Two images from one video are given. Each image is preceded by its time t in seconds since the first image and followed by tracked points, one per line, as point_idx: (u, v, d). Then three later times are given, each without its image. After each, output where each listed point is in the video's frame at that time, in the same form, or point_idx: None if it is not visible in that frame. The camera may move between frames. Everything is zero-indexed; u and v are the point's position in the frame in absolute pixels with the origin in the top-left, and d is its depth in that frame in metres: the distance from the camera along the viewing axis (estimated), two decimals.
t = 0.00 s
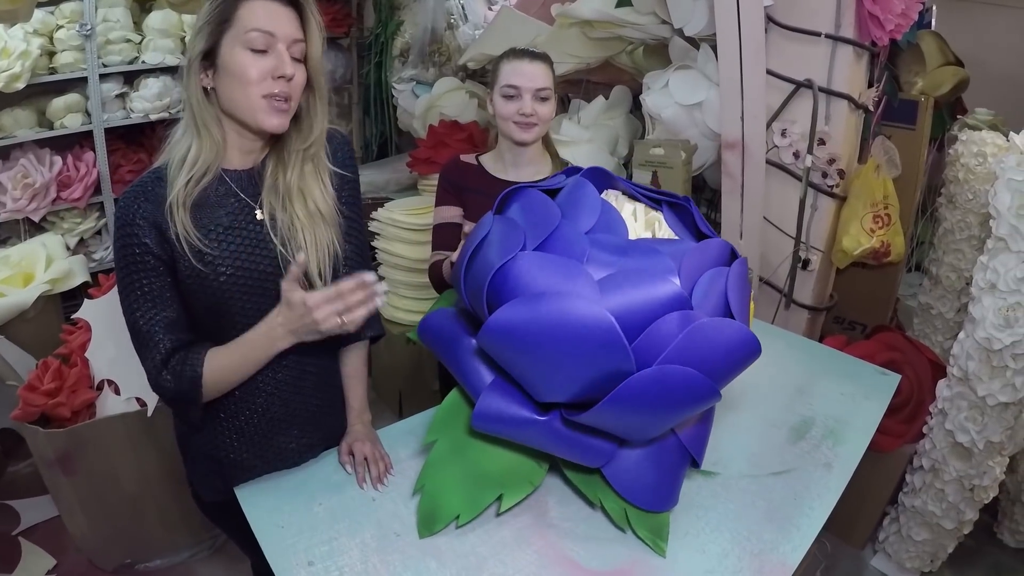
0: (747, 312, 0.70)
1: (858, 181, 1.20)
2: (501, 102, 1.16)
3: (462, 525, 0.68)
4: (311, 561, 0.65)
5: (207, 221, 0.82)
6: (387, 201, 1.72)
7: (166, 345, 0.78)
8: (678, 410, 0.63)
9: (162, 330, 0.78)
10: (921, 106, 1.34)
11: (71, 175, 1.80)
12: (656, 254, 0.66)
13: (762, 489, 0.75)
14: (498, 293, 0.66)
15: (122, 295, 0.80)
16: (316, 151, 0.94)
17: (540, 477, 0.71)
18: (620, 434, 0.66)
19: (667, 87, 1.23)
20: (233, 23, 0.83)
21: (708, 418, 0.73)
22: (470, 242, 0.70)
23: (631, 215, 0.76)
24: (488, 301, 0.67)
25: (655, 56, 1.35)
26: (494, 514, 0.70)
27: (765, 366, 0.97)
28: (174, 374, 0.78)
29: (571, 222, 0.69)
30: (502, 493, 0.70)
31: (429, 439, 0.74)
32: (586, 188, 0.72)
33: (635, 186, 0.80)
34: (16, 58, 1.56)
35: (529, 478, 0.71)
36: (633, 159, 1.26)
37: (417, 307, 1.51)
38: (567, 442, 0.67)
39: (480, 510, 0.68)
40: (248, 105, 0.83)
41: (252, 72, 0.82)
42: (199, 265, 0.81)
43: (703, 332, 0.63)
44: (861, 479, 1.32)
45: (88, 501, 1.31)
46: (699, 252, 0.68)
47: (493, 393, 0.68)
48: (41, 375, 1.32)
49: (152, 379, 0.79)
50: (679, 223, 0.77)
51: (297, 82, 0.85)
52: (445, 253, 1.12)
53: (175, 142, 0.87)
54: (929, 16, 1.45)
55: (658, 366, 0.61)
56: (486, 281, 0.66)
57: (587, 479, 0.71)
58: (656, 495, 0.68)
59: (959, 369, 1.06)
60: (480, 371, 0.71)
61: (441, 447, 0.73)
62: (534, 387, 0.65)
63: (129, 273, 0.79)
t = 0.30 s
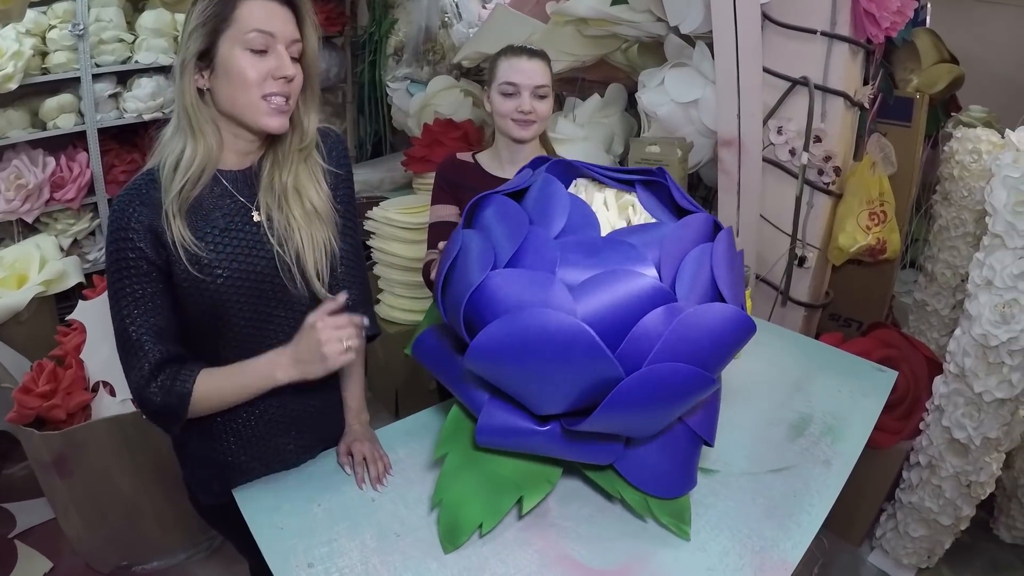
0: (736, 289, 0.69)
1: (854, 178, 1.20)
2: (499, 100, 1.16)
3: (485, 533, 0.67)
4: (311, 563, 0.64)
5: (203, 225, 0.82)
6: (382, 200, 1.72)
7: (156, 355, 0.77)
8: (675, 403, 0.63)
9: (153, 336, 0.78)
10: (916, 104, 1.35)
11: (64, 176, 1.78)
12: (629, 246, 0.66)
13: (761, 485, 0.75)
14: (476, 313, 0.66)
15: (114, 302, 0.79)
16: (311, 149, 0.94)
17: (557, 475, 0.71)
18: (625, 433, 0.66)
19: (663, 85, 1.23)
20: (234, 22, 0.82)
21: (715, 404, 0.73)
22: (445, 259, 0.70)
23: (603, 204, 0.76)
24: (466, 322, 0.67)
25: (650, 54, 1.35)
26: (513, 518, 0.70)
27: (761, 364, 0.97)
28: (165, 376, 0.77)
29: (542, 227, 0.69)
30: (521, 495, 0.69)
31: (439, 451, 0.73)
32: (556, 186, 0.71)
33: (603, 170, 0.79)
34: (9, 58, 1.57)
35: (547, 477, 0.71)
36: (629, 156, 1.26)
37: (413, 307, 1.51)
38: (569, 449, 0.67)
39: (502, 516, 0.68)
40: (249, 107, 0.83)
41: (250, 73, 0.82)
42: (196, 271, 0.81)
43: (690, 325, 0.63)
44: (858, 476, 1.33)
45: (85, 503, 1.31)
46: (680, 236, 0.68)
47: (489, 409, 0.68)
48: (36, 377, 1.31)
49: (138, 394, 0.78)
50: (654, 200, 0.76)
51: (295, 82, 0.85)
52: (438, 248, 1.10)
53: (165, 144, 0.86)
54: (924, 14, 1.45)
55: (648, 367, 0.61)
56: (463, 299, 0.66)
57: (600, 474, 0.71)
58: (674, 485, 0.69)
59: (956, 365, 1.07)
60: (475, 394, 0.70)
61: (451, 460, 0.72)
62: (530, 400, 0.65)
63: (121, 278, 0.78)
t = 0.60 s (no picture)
0: (723, 279, 0.69)
1: (850, 174, 1.21)
2: (494, 97, 1.15)
3: (487, 554, 0.64)
4: (308, 566, 0.64)
5: (193, 226, 0.81)
6: (377, 199, 1.71)
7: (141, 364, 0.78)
8: (666, 398, 0.62)
9: (136, 349, 0.78)
10: (912, 100, 1.35)
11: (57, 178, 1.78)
12: (611, 245, 0.65)
13: (761, 484, 0.75)
14: (459, 320, 0.65)
15: (100, 307, 0.78)
16: (304, 146, 0.92)
17: (559, 490, 0.69)
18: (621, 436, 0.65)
19: (657, 81, 1.22)
20: (202, 17, 0.81)
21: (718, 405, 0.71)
22: (430, 273, 0.70)
23: (582, 210, 0.75)
24: (451, 332, 0.66)
25: (644, 51, 1.34)
26: (516, 535, 0.67)
27: (758, 361, 0.97)
28: (147, 383, 0.79)
29: (522, 234, 0.68)
30: (523, 512, 0.67)
31: (434, 476, 0.72)
32: (534, 195, 0.71)
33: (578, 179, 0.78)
34: None
35: (549, 492, 0.69)
36: (624, 153, 1.25)
37: (408, 306, 1.51)
38: (565, 458, 0.66)
39: (503, 535, 0.65)
40: (219, 99, 0.81)
41: (221, 65, 0.80)
42: (186, 272, 0.80)
43: (676, 316, 0.62)
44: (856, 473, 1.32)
45: (80, 507, 1.30)
46: (663, 231, 0.67)
47: (482, 426, 0.67)
48: (31, 380, 1.31)
49: (125, 401, 0.79)
50: (633, 203, 0.75)
51: (266, 70, 0.82)
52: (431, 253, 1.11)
53: (156, 146, 0.85)
54: (918, 9, 1.45)
55: (637, 361, 0.61)
56: (446, 308, 0.65)
57: (602, 484, 0.70)
58: (679, 489, 0.67)
59: (953, 362, 1.07)
60: (468, 408, 0.70)
61: (449, 480, 0.70)
62: (522, 407, 0.64)
63: (107, 284, 0.77)
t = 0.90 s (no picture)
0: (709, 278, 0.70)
1: (846, 168, 1.19)
2: (488, 93, 1.12)
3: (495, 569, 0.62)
4: (304, 567, 0.64)
5: (174, 225, 0.80)
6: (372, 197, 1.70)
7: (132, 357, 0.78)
8: (667, 390, 0.62)
9: (126, 345, 0.78)
10: (909, 93, 1.34)
11: (52, 178, 1.77)
12: (602, 249, 0.65)
13: (759, 481, 0.74)
14: (457, 334, 0.65)
15: (86, 307, 0.78)
16: (282, 144, 0.91)
17: (567, 503, 0.68)
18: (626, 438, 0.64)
19: (652, 75, 1.22)
20: (170, 16, 0.81)
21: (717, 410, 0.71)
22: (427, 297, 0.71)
23: (569, 226, 0.75)
24: (450, 347, 0.66)
25: (638, 45, 1.33)
26: (525, 549, 0.65)
27: (756, 357, 0.97)
28: (141, 380, 0.78)
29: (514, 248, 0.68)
30: (529, 526, 0.65)
31: (439, 496, 0.69)
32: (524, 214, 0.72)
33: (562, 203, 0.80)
34: None
35: (557, 505, 0.67)
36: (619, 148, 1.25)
37: (403, 302, 1.51)
38: (570, 467, 0.65)
39: (512, 548, 0.63)
40: (185, 101, 0.80)
41: (187, 66, 0.79)
42: (169, 270, 0.79)
43: (669, 307, 0.62)
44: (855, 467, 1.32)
45: (76, 508, 1.29)
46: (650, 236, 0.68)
47: (485, 442, 0.67)
48: (26, 382, 1.30)
49: (116, 400, 0.78)
50: (618, 218, 0.77)
51: (234, 70, 0.81)
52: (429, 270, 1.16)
53: (136, 147, 0.85)
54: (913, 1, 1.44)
55: (634, 351, 0.61)
56: (445, 324, 0.66)
57: (609, 497, 0.69)
58: (688, 494, 0.66)
59: (951, 356, 1.06)
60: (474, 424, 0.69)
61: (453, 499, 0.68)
62: (524, 416, 0.63)
63: (91, 283, 0.77)
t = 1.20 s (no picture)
0: (704, 324, 0.68)
1: (847, 164, 1.19)
2: (489, 95, 1.11)
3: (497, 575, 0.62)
4: (306, 568, 0.64)
5: (171, 230, 0.80)
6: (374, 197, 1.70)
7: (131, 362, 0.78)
8: (658, 452, 0.62)
9: (124, 351, 0.78)
10: (909, 88, 1.34)
11: (54, 179, 1.78)
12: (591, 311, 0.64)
13: (762, 480, 0.74)
14: (452, 393, 0.65)
15: (83, 312, 0.77)
16: (278, 147, 0.90)
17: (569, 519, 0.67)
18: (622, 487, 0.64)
19: (652, 73, 1.21)
20: (163, 21, 0.80)
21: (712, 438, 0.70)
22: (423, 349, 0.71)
23: (563, 272, 0.74)
24: (445, 404, 0.66)
25: (638, 44, 1.33)
26: (528, 553, 0.64)
27: (758, 355, 0.97)
28: (142, 385, 0.78)
29: (504, 303, 0.67)
30: (530, 537, 0.65)
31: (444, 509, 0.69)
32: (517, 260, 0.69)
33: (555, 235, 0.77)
34: None
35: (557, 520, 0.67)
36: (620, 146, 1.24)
37: (405, 302, 1.50)
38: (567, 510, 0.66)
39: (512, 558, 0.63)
40: (178, 106, 0.80)
41: (179, 71, 0.79)
42: (168, 275, 0.79)
43: (657, 376, 0.62)
44: (858, 465, 1.32)
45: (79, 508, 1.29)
46: (642, 289, 0.66)
47: (486, 485, 0.66)
48: (28, 381, 1.30)
49: (117, 404, 0.78)
50: (614, 254, 0.74)
51: (227, 74, 0.81)
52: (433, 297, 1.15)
53: (131, 152, 0.84)
54: None
55: (624, 422, 0.60)
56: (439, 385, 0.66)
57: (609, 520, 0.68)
58: (683, 522, 0.66)
59: (955, 352, 1.06)
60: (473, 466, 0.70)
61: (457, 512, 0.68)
62: (522, 467, 0.63)
63: (88, 288, 0.76)
